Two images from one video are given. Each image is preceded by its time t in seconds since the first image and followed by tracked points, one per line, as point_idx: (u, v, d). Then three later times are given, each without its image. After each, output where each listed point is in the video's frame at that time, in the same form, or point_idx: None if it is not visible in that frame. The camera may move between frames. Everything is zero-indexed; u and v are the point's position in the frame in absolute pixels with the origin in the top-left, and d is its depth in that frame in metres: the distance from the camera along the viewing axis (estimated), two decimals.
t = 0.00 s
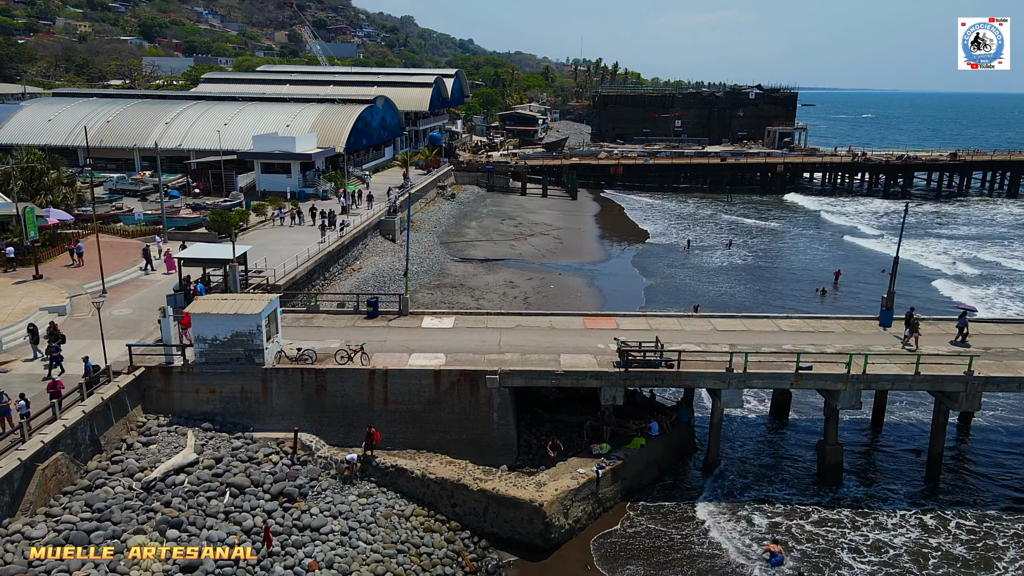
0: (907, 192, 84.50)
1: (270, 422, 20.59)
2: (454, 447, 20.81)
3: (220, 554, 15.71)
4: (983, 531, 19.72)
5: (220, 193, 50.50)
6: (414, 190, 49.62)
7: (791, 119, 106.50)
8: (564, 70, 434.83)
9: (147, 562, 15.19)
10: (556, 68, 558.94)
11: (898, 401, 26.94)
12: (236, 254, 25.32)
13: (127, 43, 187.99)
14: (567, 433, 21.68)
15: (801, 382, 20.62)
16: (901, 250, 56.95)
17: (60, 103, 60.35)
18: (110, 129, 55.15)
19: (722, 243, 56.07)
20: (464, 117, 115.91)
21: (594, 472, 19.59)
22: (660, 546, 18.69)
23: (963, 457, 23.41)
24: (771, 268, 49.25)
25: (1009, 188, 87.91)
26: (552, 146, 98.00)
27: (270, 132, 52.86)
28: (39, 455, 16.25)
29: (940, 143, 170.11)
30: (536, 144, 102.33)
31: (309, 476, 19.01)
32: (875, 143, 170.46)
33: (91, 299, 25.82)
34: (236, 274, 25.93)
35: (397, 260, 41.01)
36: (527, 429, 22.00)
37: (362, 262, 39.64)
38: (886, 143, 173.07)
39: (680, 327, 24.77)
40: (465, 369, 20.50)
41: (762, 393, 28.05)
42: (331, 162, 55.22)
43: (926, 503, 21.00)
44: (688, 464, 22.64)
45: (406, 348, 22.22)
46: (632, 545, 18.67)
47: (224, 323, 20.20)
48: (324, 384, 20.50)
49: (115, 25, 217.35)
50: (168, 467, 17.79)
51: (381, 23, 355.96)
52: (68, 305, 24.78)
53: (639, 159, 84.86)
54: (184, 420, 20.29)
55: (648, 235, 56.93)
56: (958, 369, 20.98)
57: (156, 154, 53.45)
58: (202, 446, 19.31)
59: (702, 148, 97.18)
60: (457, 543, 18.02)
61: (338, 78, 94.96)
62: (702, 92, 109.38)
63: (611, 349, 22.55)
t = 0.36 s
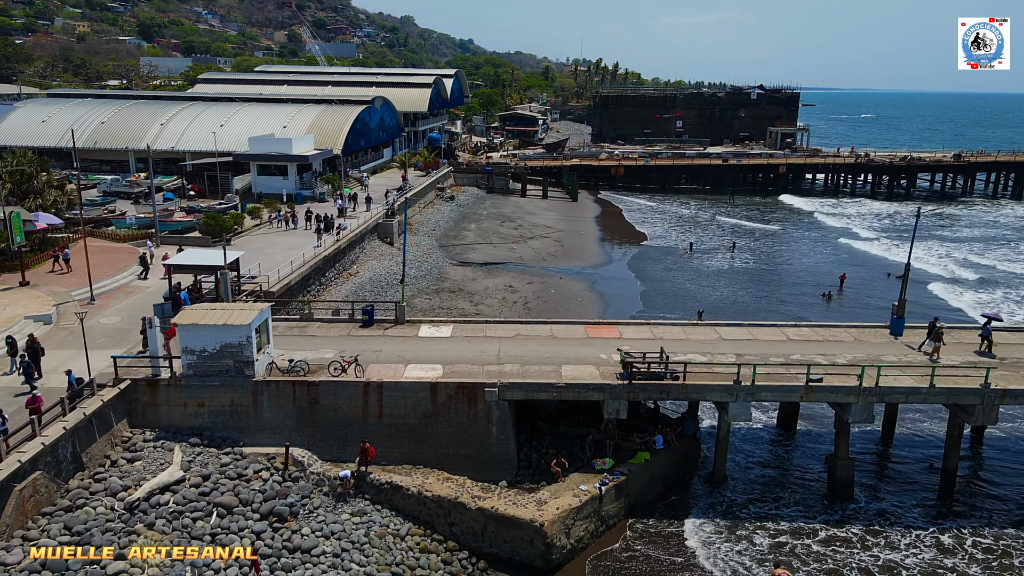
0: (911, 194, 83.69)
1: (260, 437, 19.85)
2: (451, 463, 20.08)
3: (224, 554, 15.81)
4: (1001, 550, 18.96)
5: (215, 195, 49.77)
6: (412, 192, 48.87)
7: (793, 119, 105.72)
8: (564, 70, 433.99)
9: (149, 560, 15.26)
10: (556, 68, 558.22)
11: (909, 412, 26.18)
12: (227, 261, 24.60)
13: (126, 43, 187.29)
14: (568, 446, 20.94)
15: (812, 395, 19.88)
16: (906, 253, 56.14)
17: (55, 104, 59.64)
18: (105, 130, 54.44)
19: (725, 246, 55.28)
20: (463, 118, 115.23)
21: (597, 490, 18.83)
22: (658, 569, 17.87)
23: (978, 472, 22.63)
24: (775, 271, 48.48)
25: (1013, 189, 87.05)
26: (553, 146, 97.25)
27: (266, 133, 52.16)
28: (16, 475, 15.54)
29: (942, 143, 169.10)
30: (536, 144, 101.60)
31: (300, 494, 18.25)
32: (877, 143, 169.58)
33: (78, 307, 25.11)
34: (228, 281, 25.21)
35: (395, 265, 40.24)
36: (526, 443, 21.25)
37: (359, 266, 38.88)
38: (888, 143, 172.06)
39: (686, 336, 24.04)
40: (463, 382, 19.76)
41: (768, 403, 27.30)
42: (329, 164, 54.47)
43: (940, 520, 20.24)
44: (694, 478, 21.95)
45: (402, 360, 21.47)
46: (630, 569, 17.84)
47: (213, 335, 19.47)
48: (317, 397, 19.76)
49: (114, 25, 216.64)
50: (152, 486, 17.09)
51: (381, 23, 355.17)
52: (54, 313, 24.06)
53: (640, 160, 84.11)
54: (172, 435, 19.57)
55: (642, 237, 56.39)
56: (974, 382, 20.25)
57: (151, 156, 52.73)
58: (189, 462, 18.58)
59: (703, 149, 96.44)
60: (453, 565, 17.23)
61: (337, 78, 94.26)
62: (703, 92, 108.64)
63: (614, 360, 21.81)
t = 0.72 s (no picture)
0: (913, 194, 83.27)
1: (255, 445, 19.41)
2: (450, 472, 19.66)
3: (223, 556, 15.76)
4: (1012, 561, 18.53)
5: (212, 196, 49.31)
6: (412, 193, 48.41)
7: (794, 119, 105.31)
8: (565, 70, 433.54)
9: (145, 565, 15.09)
10: (556, 68, 558.28)
11: (915, 418, 25.77)
12: (222, 266, 24.19)
13: (126, 43, 186.82)
14: (568, 454, 20.54)
15: (819, 403, 19.44)
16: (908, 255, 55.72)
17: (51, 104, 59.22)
18: (102, 130, 54.02)
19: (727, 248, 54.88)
20: (463, 118, 114.94)
21: (599, 500, 18.38)
22: None
23: (987, 480, 22.19)
24: (777, 273, 48.10)
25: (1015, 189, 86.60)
26: (553, 146, 96.86)
27: (264, 134, 51.75)
28: (1, 487, 15.10)
29: (942, 143, 168.64)
30: (536, 145, 101.21)
31: (295, 504, 17.79)
32: (878, 143, 169.11)
33: (70, 311, 24.66)
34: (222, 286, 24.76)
35: (393, 267, 39.77)
36: (526, 450, 20.82)
37: (357, 268, 38.45)
38: (889, 143, 171.50)
39: (688, 340, 23.64)
40: (461, 389, 19.33)
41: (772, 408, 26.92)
42: (327, 165, 54.02)
43: (949, 530, 19.81)
44: (697, 486, 21.53)
45: (399, 365, 21.04)
46: None
47: (206, 341, 19.03)
48: (313, 404, 19.33)
49: (113, 25, 216.11)
50: (143, 496, 16.67)
51: (381, 23, 354.59)
52: (46, 318, 23.66)
53: (641, 161, 83.74)
54: (163, 443, 19.13)
55: (639, 237, 56.27)
56: (984, 389, 19.82)
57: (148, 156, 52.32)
58: (181, 472, 18.14)
59: (704, 149, 96.05)
60: None
61: (336, 78, 93.87)
62: (704, 92, 108.27)
63: (616, 366, 21.37)
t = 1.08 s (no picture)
0: (913, 194, 83.08)
1: (252, 447, 19.23)
2: (450, 473, 19.50)
3: (220, 557, 15.61)
4: (1016, 565, 18.35)
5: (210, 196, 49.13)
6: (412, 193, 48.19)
7: (795, 119, 105.10)
8: (565, 70, 433.24)
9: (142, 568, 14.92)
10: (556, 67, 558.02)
11: (918, 420, 25.61)
12: (220, 266, 24.03)
13: (125, 43, 186.53)
14: (569, 456, 20.36)
15: (821, 405, 19.27)
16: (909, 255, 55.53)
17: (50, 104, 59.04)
18: (100, 130, 53.85)
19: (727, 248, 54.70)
20: (463, 117, 114.81)
21: (599, 502, 18.21)
22: None
23: (990, 483, 22.03)
24: (778, 273, 47.91)
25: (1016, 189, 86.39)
26: (553, 146, 96.72)
27: (263, 133, 51.61)
28: None
29: (943, 143, 168.29)
30: (536, 144, 101.08)
31: (293, 507, 17.63)
32: (879, 143, 168.73)
33: (67, 311, 24.49)
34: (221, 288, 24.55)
35: (393, 267, 39.55)
36: (526, 452, 20.67)
37: (357, 268, 38.28)
38: (890, 143, 171.09)
39: (689, 340, 23.50)
40: (460, 391, 19.16)
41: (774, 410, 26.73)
42: (327, 165, 53.86)
43: (953, 532, 19.66)
44: (699, 488, 21.34)
45: (398, 366, 20.89)
46: None
47: (202, 342, 18.89)
48: (311, 406, 19.17)
49: (113, 25, 215.78)
50: (140, 499, 16.50)
51: (381, 23, 354.30)
52: (42, 318, 23.49)
53: (641, 160, 83.60)
54: (161, 444, 18.97)
55: (637, 236, 56.21)
56: (988, 390, 19.66)
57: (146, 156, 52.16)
58: (178, 474, 17.97)
59: (704, 149, 95.91)
60: None
61: (336, 78, 93.68)
62: (704, 91, 108.11)
63: (617, 367, 21.22)
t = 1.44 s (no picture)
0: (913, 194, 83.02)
1: (251, 447, 19.18)
2: (449, 473, 19.46)
3: (220, 558, 15.57)
4: (1017, 566, 18.29)
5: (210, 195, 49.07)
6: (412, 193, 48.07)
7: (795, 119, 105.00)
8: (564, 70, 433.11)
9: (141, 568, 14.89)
10: (556, 67, 557.87)
11: (919, 420, 25.55)
12: (219, 266, 23.98)
13: (125, 43, 186.38)
14: (568, 456, 20.31)
15: (821, 404, 19.22)
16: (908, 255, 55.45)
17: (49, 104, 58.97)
18: (100, 130, 53.80)
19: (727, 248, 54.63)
20: (463, 117, 114.75)
21: (599, 502, 18.18)
22: None
23: (991, 483, 21.98)
24: (777, 273, 47.86)
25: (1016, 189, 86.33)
26: (553, 146, 96.69)
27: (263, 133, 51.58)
28: None
29: (943, 143, 168.08)
30: (536, 144, 101.00)
31: (293, 507, 17.59)
32: (879, 143, 168.59)
33: (66, 311, 24.45)
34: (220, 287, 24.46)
35: (393, 267, 39.48)
36: (526, 452, 20.62)
37: (356, 268, 38.22)
38: (890, 142, 170.83)
39: (689, 340, 23.47)
40: (460, 391, 19.10)
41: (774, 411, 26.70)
42: (327, 164, 53.80)
43: (954, 533, 19.60)
44: (699, 488, 21.29)
45: (398, 366, 20.84)
46: None
47: (201, 342, 18.85)
48: (310, 406, 19.12)
49: (112, 24, 215.58)
50: (139, 499, 16.45)
51: (381, 23, 354.07)
52: (41, 318, 23.44)
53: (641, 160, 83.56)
54: (160, 444, 18.93)
55: (637, 236, 56.18)
56: (989, 390, 19.60)
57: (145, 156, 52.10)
58: (177, 474, 17.93)
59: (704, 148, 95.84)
60: None
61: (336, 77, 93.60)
62: (705, 91, 108.03)
63: (617, 367, 21.18)
